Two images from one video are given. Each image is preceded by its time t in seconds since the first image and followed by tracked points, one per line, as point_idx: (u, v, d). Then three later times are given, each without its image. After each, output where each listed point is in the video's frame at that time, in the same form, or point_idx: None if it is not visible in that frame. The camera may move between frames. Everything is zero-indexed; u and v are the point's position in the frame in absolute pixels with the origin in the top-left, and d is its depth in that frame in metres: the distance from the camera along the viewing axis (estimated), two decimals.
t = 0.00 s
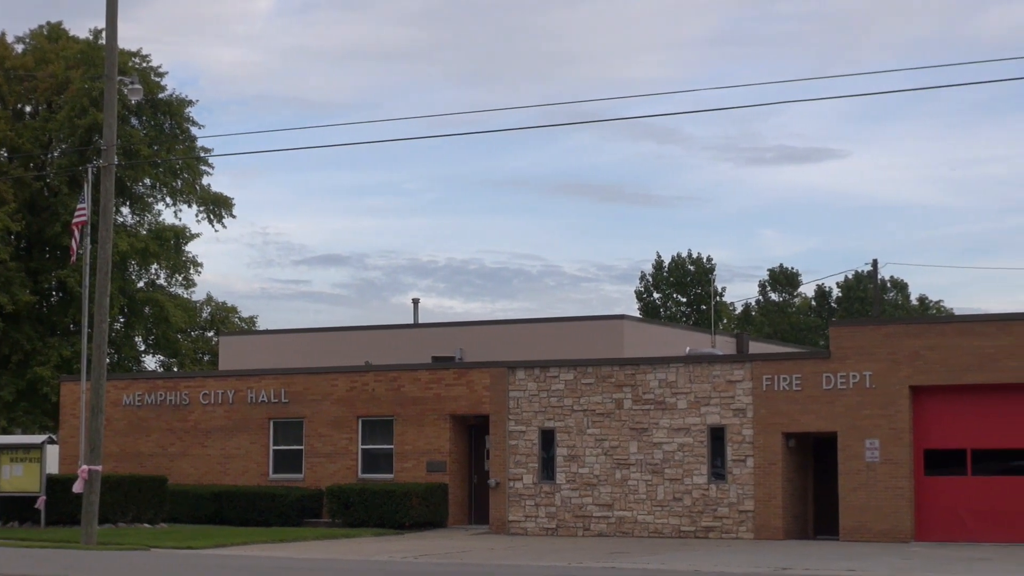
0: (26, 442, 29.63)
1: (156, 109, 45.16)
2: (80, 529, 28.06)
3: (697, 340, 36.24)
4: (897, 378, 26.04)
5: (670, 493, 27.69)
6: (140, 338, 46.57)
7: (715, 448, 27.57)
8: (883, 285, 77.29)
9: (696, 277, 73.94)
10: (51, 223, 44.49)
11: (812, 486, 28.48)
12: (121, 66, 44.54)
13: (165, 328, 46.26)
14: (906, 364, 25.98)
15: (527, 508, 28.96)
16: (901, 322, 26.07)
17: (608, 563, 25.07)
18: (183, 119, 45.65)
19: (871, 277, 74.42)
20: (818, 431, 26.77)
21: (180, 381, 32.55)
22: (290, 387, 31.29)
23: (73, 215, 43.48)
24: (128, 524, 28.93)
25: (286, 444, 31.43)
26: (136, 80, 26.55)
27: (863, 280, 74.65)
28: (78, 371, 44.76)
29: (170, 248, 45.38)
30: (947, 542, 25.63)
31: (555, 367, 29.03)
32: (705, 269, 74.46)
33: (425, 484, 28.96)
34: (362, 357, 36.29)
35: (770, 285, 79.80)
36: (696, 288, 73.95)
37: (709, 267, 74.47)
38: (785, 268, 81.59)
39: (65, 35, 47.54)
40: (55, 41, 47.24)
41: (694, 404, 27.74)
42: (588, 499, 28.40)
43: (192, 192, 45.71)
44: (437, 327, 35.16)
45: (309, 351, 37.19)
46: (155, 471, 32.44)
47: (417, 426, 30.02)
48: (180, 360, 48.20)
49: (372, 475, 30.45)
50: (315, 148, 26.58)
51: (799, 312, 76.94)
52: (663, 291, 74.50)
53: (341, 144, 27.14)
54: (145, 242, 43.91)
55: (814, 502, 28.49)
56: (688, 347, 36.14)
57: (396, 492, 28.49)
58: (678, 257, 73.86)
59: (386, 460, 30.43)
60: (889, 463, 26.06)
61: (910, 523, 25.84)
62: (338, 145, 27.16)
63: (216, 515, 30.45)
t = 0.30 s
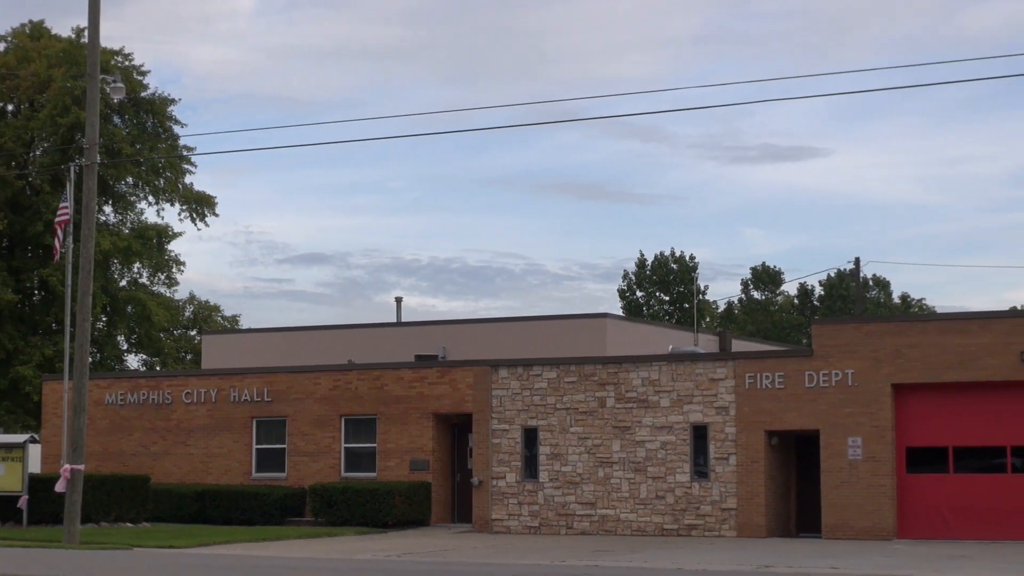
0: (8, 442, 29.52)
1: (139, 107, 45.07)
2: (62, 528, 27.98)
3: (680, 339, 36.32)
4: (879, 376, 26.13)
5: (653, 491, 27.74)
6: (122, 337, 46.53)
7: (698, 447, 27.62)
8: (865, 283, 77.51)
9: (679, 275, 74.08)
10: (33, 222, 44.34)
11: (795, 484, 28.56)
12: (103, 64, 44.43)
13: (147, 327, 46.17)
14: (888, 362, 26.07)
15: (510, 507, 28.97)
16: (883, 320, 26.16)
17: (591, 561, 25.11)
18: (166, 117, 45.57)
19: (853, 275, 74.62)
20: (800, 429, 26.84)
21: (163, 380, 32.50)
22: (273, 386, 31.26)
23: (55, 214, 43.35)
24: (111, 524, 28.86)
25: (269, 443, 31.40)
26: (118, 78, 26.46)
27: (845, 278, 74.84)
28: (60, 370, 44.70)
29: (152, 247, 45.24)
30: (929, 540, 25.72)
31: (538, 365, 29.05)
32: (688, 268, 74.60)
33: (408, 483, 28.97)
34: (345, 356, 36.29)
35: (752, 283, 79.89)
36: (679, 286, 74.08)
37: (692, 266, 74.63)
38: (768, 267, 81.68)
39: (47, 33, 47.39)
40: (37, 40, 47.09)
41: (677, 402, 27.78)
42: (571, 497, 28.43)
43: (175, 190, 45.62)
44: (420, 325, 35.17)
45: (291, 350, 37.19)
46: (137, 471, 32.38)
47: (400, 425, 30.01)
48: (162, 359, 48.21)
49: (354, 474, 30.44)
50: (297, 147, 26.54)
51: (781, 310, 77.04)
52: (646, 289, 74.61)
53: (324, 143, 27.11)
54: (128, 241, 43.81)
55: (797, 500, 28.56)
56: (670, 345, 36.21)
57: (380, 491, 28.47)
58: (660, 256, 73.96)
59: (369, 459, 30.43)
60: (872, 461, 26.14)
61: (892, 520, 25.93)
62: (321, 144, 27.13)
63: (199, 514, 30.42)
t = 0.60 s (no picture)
0: None
1: (116, 105, 44.93)
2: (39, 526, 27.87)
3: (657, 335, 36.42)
4: (856, 372, 26.22)
5: (631, 488, 27.78)
6: (99, 335, 46.39)
7: (676, 444, 27.66)
8: (842, 281, 77.80)
9: (657, 273, 74.25)
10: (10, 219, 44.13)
11: (772, 480, 28.63)
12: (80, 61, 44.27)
13: (124, 325, 46.03)
14: (865, 359, 26.16)
15: (488, 504, 28.97)
16: (860, 317, 26.24)
17: (569, 558, 25.15)
18: (143, 115, 45.44)
19: (831, 272, 74.91)
20: (777, 426, 26.92)
21: (140, 378, 32.38)
22: (251, 383, 31.20)
23: (32, 211, 43.15)
24: (88, 522, 28.78)
25: (247, 441, 31.34)
26: (94, 75, 26.33)
27: (823, 275, 75.11)
28: (37, 368, 44.62)
29: (129, 245, 45.05)
30: (905, 536, 25.83)
31: (516, 362, 29.06)
32: (665, 265, 74.76)
33: (386, 480, 28.96)
34: (322, 353, 36.26)
35: (729, 280, 80.03)
36: (656, 283, 74.25)
37: (669, 263, 74.78)
38: (745, 264, 81.77)
39: (24, 30, 47.17)
40: (13, 37, 46.87)
41: (655, 399, 27.82)
42: (549, 494, 28.46)
43: (152, 187, 45.47)
44: (398, 322, 35.16)
45: (268, 346, 37.15)
46: (114, 469, 32.28)
47: (378, 422, 29.99)
48: (139, 356, 48.07)
49: (332, 471, 30.41)
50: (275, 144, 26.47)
51: (758, 308, 77.20)
52: (624, 286, 74.71)
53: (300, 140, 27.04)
54: (104, 238, 43.71)
55: (774, 496, 28.64)
56: (648, 342, 36.28)
57: (358, 488, 28.42)
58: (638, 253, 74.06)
59: (346, 456, 30.40)
60: (849, 457, 26.22)
61: (870, 517, 26.02)
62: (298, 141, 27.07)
63: (177, 512, 30.36)
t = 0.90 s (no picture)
0: None
1: (99, 102, 44.86)
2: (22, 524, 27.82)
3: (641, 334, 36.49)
4: (839, 370, 26.30)
5: (615, 485, 27.84)
6: (83, 332, 46.36)
7: (659, 441, 27.72)
8: (826, 278, 77.98)
9: (641, 270, 74.33)
10: None
11: (755, 477, 28.71)
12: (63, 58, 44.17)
13: (108, 322, 45.94)
14: (848, 357, 26.24)
15: (472, 502, 29.00)
16: (844, 315, 26.32)
17: (553, 556, 25.19)
18: (127, 112, 45.35)
19: (814, 270, 75.08)
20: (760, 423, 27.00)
21: (123, 375, 32.32)
22: (235, 381, 31.18)
23: (15, 208, 43.08)
24: (71, 520, 28.73)
25: (231, 439, 31.32)
26: (78, 72, 26.28)
27: (807, 273, 75.29)
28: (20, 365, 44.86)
29: (113, 242, 44.94)
30: (887, 533, 25.93)
31: (500, 360, 29.09)
32: (650, 263, 74.84)
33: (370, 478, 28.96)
34: (306, 351, 36.27)
35: (713, 278, 80.13)
36: (641, 281, 74.34)
37: (654, 261, 74.86)
38: (729, 262, 81.88)
39: (7, 27, 47.04)
40: None
41: (638, 397, 27.87)
42: (533, 492, 28.51)
43: (136, 185, 45.37)
44: (382, 320, 35.18)
45: (251, 344, 37.16)
46: (98, 466, 32.24)
47: (363, 420, 29.99)
48: (123, 354, 48.04)
49: (316, 469, 30.41)
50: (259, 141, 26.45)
51: (743, 306, 77.34)
52: (608, 283, 74.77)
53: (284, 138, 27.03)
54: (88, 235, 43.71)
55: (757, 494, 28.72)
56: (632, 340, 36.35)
57: (342, 486, 28.41)
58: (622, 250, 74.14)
59: (331, 454, 30.40)
60: (832, 455, 26.31)
61: (853, 514, 26.11)
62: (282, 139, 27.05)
63: (160, 510, 30.31)
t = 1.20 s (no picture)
0: None
1: (88, 100, 44.82)
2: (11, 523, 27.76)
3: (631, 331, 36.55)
4: (828, 367, 26.34)
5: (605, 483, 27.85)
6: (73, 331, 46.34)
7: (649, 439, 27.75)
8: (815, 276, 78.10)
9: (630, 268, 74.40)
10: None
11: (745, 475, 28.74)
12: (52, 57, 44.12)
13: (98, 321, 45.89)
14: (838, 354, 26.29)
15: (462, 500, 29.01)
16: (833, 313, 26.36)
17: (543, 554, 25.21)
18: (116, 110, 45.29)
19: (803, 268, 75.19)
20: (750, 421, 27.04)
21: (113, 374, 32.27)
22: (225, 379, 31.16)
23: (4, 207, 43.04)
24: (61, 519, 28.67)
25: (221, 437, 31.29)
26: (67, 70, 26.22)
27: (796, 271, 75.40)
28: (10, 364, 44.89)
29: (102, 241, 44.87)
30: (877, 530, 25.99)
31: (490, 358, 29.09)
32: (639, 260, 74.90)
33: (360, 476, 28.97)
34: (296, 350, 36.28)
35: (702, 276, 80.18)
36: (630, 279, 74.41)
37: (643, 259, 74.92)
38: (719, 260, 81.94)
39: None
40: None
41: (628, 394, 27.89)
42: (523, 490, 28.52)
43: (125, 183, 45.29)
44: (372, 319, 35.19)
45: (241, 343, 37.15)
46: (88, 465, 32.20)
47: (353, 419, 29.98)
48: (113, 353, 48.00)
49: (306, 468, 30.40)
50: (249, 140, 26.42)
51: (732, 303, 77.43)
52: (598, 282, 74.81)
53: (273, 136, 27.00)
54: (77, 234, 43.67)
55: (747, 491, 28.75)
56: (622, 338, 36.37)
57: (332, 484, 28.40)
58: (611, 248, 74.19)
59: (320, 452, 30.39)
60: (822, 453, 26.35)
61: (843, 511, 26.17)
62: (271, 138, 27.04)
63: (150, 509, 30.27)
